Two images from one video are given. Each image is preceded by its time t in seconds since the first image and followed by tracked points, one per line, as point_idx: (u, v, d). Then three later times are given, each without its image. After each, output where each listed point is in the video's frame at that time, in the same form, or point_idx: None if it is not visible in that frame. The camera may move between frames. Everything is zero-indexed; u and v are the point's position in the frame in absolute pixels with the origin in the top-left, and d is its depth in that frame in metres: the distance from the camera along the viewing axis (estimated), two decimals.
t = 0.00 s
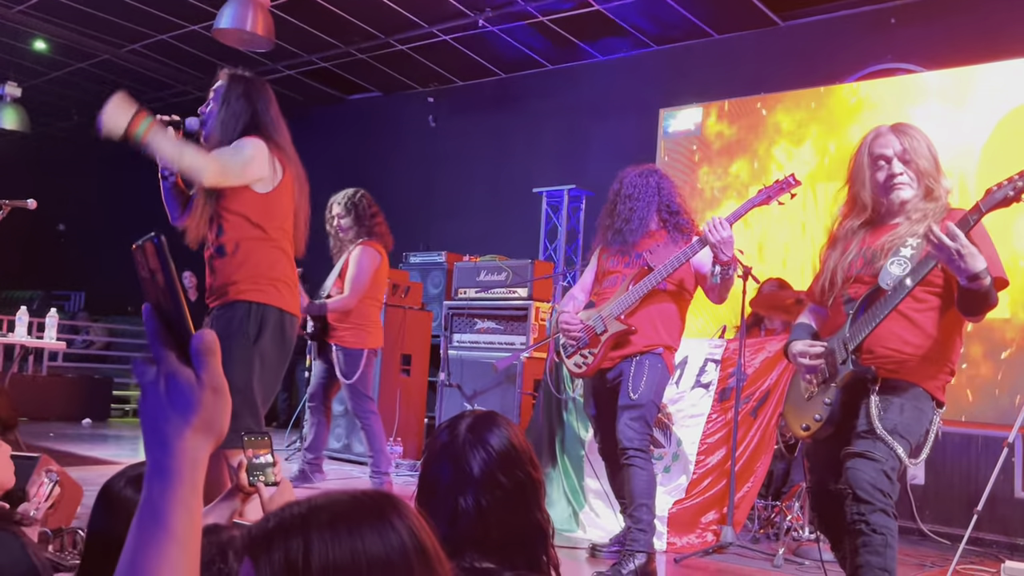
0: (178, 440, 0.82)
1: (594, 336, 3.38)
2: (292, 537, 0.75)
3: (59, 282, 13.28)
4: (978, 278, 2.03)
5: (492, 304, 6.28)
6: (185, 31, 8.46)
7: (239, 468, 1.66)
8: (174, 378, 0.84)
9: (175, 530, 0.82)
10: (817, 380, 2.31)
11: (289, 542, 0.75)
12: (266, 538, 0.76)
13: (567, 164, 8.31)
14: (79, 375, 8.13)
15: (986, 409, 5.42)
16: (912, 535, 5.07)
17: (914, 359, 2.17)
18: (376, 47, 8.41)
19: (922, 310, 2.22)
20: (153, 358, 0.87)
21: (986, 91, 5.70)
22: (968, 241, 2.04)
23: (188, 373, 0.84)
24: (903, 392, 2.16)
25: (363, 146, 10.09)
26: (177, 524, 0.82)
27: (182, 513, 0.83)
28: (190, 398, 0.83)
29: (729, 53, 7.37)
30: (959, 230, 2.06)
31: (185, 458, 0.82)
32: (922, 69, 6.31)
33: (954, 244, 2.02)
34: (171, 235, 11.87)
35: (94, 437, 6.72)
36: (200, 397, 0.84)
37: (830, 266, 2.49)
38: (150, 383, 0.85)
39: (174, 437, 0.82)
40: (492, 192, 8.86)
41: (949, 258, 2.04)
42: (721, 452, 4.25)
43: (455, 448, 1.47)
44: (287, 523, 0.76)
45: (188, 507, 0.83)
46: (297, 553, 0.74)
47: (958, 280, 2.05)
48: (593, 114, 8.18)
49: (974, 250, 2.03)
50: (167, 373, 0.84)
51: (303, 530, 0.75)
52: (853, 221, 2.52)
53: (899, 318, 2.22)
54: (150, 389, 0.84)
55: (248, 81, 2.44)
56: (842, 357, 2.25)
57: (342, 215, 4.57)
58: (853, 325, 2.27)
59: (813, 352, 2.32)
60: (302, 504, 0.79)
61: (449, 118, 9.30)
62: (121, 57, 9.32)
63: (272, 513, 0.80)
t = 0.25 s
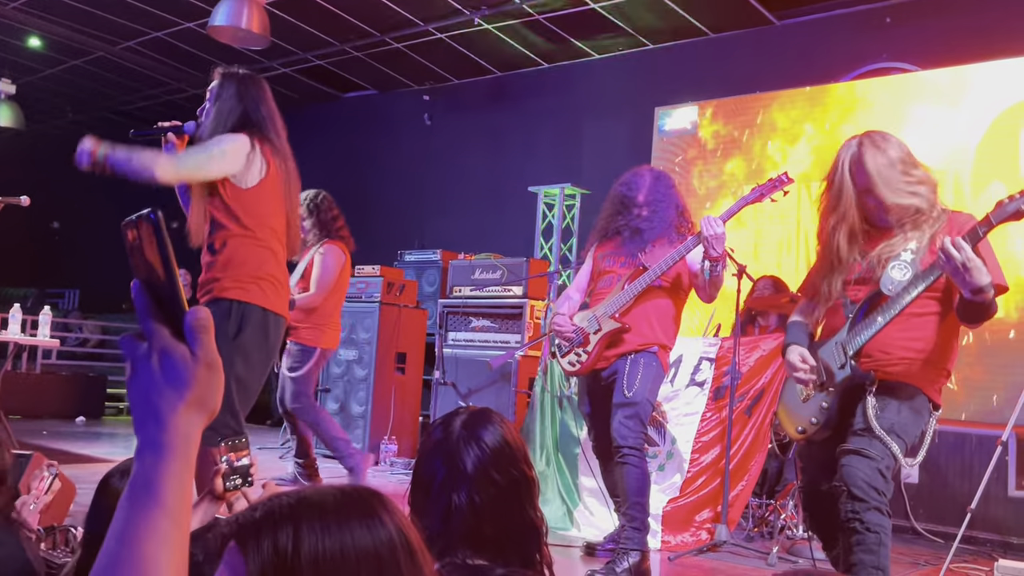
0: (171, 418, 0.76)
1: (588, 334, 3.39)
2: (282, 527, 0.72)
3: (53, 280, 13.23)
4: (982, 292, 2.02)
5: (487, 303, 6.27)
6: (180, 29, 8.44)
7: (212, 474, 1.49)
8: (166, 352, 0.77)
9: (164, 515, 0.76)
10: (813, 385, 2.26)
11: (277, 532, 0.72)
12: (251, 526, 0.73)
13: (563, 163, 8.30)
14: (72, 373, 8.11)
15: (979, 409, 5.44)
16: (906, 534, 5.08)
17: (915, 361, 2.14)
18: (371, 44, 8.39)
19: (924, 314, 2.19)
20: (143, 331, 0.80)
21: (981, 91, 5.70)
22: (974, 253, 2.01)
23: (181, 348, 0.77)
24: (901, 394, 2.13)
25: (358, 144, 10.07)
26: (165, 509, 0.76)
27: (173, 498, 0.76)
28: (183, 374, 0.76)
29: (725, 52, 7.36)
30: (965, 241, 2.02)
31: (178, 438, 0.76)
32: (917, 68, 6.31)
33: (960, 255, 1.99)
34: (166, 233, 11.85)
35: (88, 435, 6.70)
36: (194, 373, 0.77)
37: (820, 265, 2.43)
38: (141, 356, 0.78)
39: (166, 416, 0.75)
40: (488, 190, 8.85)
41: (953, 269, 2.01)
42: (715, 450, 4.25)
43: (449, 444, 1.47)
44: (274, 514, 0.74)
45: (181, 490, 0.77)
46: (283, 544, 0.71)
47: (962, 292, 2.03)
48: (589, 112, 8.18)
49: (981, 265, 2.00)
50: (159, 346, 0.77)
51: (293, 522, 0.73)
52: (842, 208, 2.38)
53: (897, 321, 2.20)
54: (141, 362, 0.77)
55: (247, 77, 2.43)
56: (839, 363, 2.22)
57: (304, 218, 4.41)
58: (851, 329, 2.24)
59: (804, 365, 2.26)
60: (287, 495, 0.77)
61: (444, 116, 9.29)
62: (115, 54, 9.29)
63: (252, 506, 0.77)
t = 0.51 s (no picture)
0: (171, 409, 0.70)
1: (586, 335, 3.40)
2: (283, 525, 0.73)
3: (46, 279, 13.21)
4: (985, 296, 2.02)
5: (481, 303, 6.29)
6: (175, 28, 8.43)
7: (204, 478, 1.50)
8: (171, 342, 0.71)
9: (162, 512, 0.70)
10: (808, 384, 2.23)
11: (279, 530, 0.73)
12: (252, 524, 0.74)
13: (557, 163, 8.32)
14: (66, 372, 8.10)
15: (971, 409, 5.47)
16: (898, 533, 5.11)
17: (911, 361, 2.14)
18: (366, 44, 8.39)
19: (917, 312, 2.20)
20: (145, 318, 0.74)
21: (974, 93, 5.73)
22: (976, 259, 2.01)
23: (186, 340, 0.72)
24: (897, 393, 2.14)
25: (353, 143, 10.07)
26: (165, 506, 0.70)
27: (173, 494, 0.71)
28: (187, 365, 0.71)
29: (719, 52, 7.38)
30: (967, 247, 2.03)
31: (179, 432, 0.70)
32: (910, 70, 6.34)
33: (962, 262, 1.99)
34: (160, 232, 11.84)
35: (82, 434, 6.70)
36: (197, 364, 0.71)
37: (810, 255, 2.43)
38: (142, 344, 0.72)
39: (168, 409, 0.70)
40: (483, 190, 8.86)
41: (956, 274, 2.01)
42: (708, 450, 4.27)
43: (445, 445, 1.48)
44: (276, 511, 0.75)
45: (180, 488, 0.71)
46: (286, 543, 0.72)
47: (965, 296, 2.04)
48: (584, 113, 8.19)
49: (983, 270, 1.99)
50: (162, 336, 0.72)
51: (295, 519, 0.74)
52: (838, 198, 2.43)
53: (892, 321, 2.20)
54: (142, 351, 0.72)
55: (256, 76, 2.52)
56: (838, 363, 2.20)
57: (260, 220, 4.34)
58: (845, 329, 2.23)
59: (802, 358, 2.24)
60: (289, 495, 0.77)
61: (439, 115, 9.30)
62: (109, 53, 9.28)
63: (253, 504, 0.78)
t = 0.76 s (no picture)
0: (169, 399, 0.69)
1: (584, 335, 3.38)
2: (285, 520, 0.70)
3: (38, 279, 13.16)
4: (981, 296, 2.03)
5: (475, 303, 6.28)
6: (169, 27, 8.42)
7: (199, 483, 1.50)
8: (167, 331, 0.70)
9: (158, 512, 0.68)
10: (804, 383, 2.23)
11: (281, 524, 0.70)
12: (254, 518, 0.70)
13: (552, 163, 8.32)
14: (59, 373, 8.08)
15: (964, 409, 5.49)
16: (891, 533, 5.11)
17: (904, 361, 2.14)
18: (361, 44, 8.39)
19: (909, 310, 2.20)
20: (142, 308, 0.73)
21: (967, 94, 5.75)
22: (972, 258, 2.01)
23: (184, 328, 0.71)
24: (892, 391, 2.14)
25: (347, 144, 10.06)
26: (158, 504, 0.68)
27: (168, 491, 0.69)
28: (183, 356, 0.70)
29: (713, 53, 7.39)
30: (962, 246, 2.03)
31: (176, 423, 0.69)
32: (904, 71, 6.36)
33: (959, 261, 1.99)
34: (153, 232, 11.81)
35: (74, 434, 6.68)
36: (196, 355, 0.70)
37: (804, 257, 2.44)
38: (137, 334, 0.71)
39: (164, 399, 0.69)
40: (477, 190, 8.86)
41: (953, 274, 2.00)
42: (702, 450, 4.28)
43: (442, 443, 1.48)
44: (280, 506, 0.71)
45: (173, 478, 0.69)
46: (286, 539, 0.69)
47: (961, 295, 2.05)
48: (578, 113, 8.19)
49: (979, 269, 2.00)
50: (158, 325, 0.71)
51: (298, 515, 0.70)
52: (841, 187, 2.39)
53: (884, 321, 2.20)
54: (138, 341, 0.70)
55: (256, 75, 2.53)
56: (831, 361, 2.20)
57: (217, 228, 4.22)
58: (837, 328, 2.23)
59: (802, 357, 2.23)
60: (293, 492, 0.74)
61: (434, 116, 9.30)
62: (102, 53, 9.26)
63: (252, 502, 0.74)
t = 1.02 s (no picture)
0: (172, 400, 0.70)
1: (578, 337, 3.40)
2: (279, 517, 0.71)
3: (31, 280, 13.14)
4: (946, 316, 2.07)
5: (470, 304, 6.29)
6: (163, 28, 8.41)
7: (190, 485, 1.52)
8: (169, 333, 0.71)
9: (162, 512, 0.70)
10: (792, 386, 2.26)
11: (275, 522, 0.70)
12: (250, 514, 0.71)
13: (546, 164, 8.33)
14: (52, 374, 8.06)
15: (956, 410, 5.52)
16: (884, 533, 5.14)
17: (893, 362, 2.17)
18: (355, 45, 8.39)
19: (901, 311, 2.23)
20: (142, 309, 0.74)
21: (960, 95, 5.77)
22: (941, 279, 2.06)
23: (186, 331, 0.72)
24: (882, 392, 2.16)
25: (342, 144, 10.06)
26: (162, 503, 0.70)
27: (173, 490, 0.70)
28: (187, 357, 0.71)
29: (707, 54, 7.41)
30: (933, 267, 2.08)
31: (180, 423, 0.70)
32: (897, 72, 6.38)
33: (928, 282, 2.04)
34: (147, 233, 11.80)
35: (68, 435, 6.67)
36: (200, 357, 0.71)
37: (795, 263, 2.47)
38: (139, 334, 0.72)
39: (167, 399, 0.70)
40: (472, 192, 8.87)
41: (920, 294, 2.07)
42: (696, 450, 4.30)
43: (437, 441, 1.50)
44: (275, 503, 0.72)
45: (180, 476, 0.71)
46: (279, 536, 0.69)
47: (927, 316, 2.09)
48: (573, 114, 8.20)
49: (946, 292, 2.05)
50: (160, 326, 0.71)
51: (292, 512, 0.71)
52: (828, 203, 2.40)
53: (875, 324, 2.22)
54: (140, 342, 0.71)
55: (250, 79, 2.54)
56: (822, 363, 2.21)
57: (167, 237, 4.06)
58: (830, 330, 2.24)
59: (781, 368, 2.27)
60: (286, 490, 0.75)
61: (429, 117, 9.31)
62: (96, 53, 9.25)
63: (247, 498, 0.75)
